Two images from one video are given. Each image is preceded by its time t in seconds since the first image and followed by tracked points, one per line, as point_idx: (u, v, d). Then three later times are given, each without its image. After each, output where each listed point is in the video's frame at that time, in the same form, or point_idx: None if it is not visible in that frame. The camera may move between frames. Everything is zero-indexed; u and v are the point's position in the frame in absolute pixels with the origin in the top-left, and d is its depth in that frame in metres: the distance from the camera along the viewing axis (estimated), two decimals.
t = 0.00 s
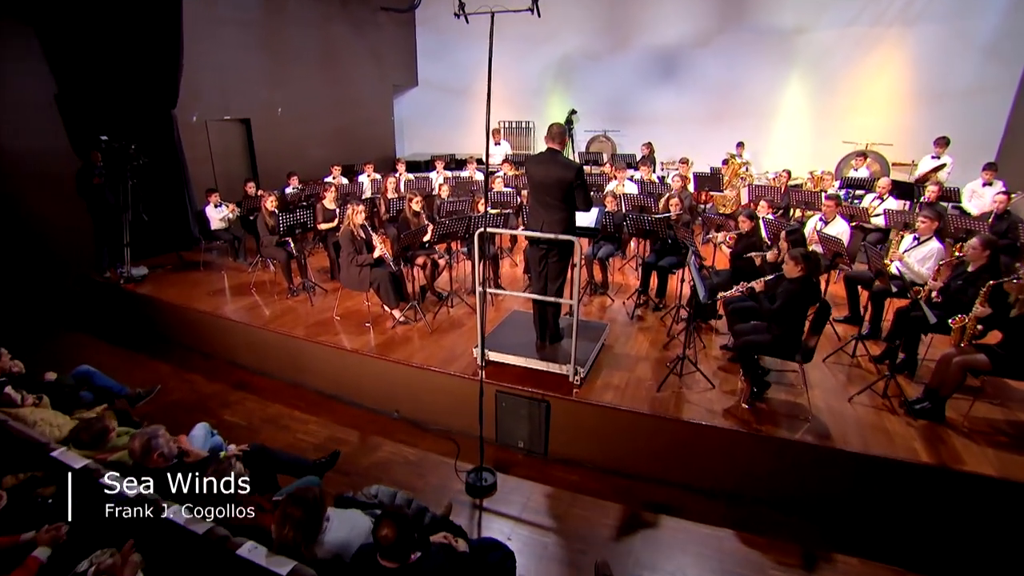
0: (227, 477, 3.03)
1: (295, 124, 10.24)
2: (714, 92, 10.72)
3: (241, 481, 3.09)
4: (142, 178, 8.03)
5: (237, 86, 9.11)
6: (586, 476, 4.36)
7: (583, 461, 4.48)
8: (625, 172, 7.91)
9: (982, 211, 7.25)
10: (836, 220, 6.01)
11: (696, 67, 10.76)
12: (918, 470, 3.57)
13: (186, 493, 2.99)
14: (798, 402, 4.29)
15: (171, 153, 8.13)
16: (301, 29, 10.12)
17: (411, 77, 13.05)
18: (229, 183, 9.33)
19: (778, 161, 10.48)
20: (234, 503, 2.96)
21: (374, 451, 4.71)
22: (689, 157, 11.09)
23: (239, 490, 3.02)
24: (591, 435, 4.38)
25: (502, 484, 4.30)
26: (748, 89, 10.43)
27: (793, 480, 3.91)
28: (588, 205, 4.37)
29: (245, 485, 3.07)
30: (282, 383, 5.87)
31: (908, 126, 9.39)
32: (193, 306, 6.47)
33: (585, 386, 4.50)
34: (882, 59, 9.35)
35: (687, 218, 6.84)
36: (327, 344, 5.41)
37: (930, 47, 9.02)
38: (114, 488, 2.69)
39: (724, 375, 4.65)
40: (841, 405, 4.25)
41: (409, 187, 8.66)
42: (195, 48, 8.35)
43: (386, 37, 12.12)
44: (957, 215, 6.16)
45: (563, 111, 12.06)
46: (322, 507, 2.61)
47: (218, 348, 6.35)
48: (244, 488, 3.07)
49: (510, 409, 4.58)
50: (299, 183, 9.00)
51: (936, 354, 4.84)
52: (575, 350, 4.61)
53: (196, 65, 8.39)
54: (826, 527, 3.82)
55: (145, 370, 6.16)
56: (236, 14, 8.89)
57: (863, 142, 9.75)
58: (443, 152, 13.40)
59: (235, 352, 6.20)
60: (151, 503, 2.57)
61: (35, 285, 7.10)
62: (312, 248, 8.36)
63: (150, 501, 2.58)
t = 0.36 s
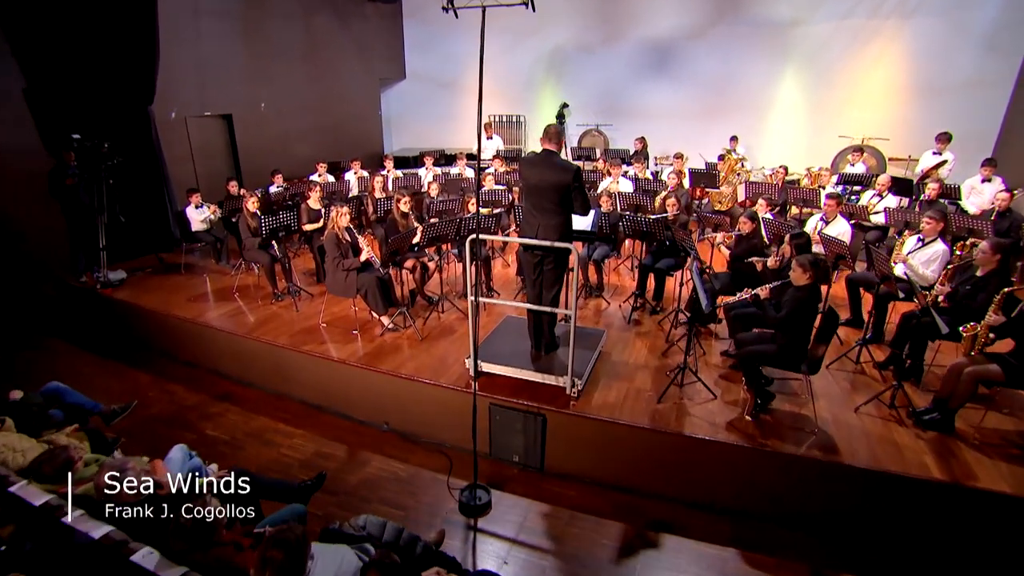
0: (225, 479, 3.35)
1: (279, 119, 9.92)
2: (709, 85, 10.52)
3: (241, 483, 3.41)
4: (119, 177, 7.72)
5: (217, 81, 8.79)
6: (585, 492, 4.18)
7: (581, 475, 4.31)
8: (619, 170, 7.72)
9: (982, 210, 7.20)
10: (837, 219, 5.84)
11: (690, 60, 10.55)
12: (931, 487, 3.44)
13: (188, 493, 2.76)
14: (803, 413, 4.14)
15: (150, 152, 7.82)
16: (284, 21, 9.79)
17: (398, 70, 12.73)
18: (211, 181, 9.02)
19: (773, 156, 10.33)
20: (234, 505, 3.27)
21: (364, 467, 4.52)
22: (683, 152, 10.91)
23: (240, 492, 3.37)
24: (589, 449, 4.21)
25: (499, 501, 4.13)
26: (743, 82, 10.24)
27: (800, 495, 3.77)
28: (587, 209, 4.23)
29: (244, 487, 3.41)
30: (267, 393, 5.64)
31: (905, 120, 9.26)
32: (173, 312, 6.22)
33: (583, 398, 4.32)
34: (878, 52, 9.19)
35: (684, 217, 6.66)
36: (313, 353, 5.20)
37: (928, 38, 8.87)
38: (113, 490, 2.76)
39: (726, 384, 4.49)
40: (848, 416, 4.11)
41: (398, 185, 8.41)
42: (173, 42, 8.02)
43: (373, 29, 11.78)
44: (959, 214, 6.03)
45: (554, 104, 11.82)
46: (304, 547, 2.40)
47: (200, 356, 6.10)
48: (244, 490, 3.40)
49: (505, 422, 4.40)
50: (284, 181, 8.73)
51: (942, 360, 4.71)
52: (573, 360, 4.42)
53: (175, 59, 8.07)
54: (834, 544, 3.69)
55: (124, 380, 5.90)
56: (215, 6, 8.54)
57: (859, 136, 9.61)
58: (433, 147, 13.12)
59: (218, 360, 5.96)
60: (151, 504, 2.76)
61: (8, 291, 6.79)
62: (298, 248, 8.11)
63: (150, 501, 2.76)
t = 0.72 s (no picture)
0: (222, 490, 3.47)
1: (260, 112, 9.58)
2: (702, 75, 10.31)
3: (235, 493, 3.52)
4: (92, 175, 7.39)
5: (194, 73, 8.43)
6: (582, 508, 4.02)
7: (577, 488, 4.15)
8: (612, 164, 7.50)
9: (977, 204, 6.99)
10: (836, 217, 5.68)
11: (682, 49, 10.31)
12: (941, 502, 3.32)
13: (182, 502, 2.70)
14: (807, 422, 3.99)
15: (123, 147, 7.48)
16: (264, 9, 9.41)
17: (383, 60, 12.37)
18: (190, 177, 8.67)
19: (766, 148, 10.16)
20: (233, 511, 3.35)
21: (351, 483, 4.33)
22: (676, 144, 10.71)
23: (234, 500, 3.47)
24: (585, 462, 4.05)
25: (492, 518, 3.96)
26: (736, 72, 10.03)
27: (805, 509, 3.63)
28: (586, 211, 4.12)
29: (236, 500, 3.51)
30: (249, 403, 5.41)
31: (900, 111, 9.12)
32: (149, 318, 5.95)
33: (578, 410, 4.15)
34: (874, 41, 9.02)
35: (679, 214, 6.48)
36: (296, 362, 4.98)
37: (924, 27, 8.69)
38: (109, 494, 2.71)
39: (726, 392, 4.33)
40: (852, 425, 3.97)
41: (384, 181, 8.14)
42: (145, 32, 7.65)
43: (356, 17, 11.40)
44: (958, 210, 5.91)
45: (544, 95, 11.55)
46: None
47: (178, 364, 5.85)
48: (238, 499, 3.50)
49: (497, 435, 4.22)
50: (265, 177, 8.42)
51: (947, 363, 4.60)
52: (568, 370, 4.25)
53: (149, 51, 7.72)
54: (840, 560, 3.56)
55: (98, 390, 5.64)
56: None
57: (854, 127, 9.46)
58: (420, 140, 12.82)
59: (198, 368, 5.71)
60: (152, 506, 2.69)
61: None
62: (281, 248, 7.83)
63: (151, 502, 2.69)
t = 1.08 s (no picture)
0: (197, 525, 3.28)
1: (239, 104, 9.23)
2: (694, 64, 10.08)
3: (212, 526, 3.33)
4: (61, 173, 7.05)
5: (168, 64, 8.06)
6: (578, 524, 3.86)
7: (572, 503, 4.00)
8: (604, 159, 7.29)
9: (971, 195, 6.85)
10: (836, 213, 5.51)
11: (674, 38, 10.07)
12: (952, 520, 3.19)
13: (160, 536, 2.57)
14: (810, 433, 3.85)
15: (94, 144, 7.14)
16: None
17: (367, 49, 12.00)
18: (166, 174, 8.33)
19: (760, 139, 9.99)
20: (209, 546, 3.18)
21: (337, 501, 4.14)
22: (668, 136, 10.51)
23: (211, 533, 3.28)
24: (580, 477, 3.88)
25: (485, 537, 3.80)
26: (729, 61, 9.82)
27: (809, 525, 3.50)
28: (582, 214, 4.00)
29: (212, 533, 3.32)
30: (230, 414, 5.19)
31: (895, 101, 8.97)
32: (123, 325, 5.68)
33: (573, 423, 3.98)
34: (870, 30, 8.84)
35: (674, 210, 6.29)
36: (277, 373, 4.75)
37: (921, 16, 8.51)
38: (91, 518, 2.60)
39: (725, 401, 4.18)
40: (857, 435, 3.84)
41: (368, 177, 7.87)
42: (115, 22, 7.27)
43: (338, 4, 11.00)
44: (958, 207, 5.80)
45: (533, 85, 11.27)
46: None
47: (155, 372, 5.59)
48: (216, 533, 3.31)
49: (488, 449, 4.04)
50: (245, 174, 8.11)
51: (950, 366, 4.48)
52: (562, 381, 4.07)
53: (121, 41, 7.36)
54: None
55: (70, 401, 5.37)
56: None
57: (849, 118, 9.30)
58: (406, 131, 12.51)
59: (175, 378, 5.46)
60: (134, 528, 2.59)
61: None
62: (262, 247, 7.56)
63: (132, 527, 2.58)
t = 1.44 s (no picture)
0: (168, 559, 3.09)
1: (217, 98, 8.89)
2: (685, 53, 9.86)
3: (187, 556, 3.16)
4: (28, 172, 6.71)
5: (140, 56, 7.71)
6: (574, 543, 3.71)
7: (566, 520, 3.85)
8: (595, 153, 7.08)
9: (967, 187, 6.71)
10: (834, 210, 5.35)
11: (664, 26, 9.83)
12: (961, 539, 3.08)
13: None
14: (811, 443, 3.73)
15: (61, 141, 6.80)
16: None
17: (350, 38, 11.63)
18: (140, 171, 8.00)
19: (752, 130, 9.81)
20: None
21: (322, 520, 3.97)
22: (659, 127, 10.33)
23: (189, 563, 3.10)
24: (575, 494, 3.73)
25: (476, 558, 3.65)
26: (721, 50, 9.61)
27: (814, 542, 3.38)
28: (575, 219, 3.71)
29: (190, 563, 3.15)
30: (210, 427, 4.96)
31: (889, 92, 8.83)
32: (95, 333, 5.41)
33: (565, 436, 3.82)
34: (864, 18, 8.65)
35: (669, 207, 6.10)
36: (257, 385, 4.54)
37: (918, 4, 8.34)
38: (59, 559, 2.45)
39: (724, 412, 4.04)
40: (859, 445, 3.71)
41: (351, 173, 7.61)
42: (81, 13, 6.91)
43: None
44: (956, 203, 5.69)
45: (521, 75, 10.99)
46: None
47: (130, 383, 5.34)
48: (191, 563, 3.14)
49: (478, 466, 3.88)
50: (224, 171, 7.81)
51: (950, 371, 4.37)
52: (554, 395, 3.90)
53: (88, 32, 7.00)
54: None
55: (39, 415, 5.11)
56: None
57: (843, 108, 9.14)
58: (391, 123, 12.20)
59: (151, 388, 5.22)
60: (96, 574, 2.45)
61: None
62: (242, 248, 7.29)
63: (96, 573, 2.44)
